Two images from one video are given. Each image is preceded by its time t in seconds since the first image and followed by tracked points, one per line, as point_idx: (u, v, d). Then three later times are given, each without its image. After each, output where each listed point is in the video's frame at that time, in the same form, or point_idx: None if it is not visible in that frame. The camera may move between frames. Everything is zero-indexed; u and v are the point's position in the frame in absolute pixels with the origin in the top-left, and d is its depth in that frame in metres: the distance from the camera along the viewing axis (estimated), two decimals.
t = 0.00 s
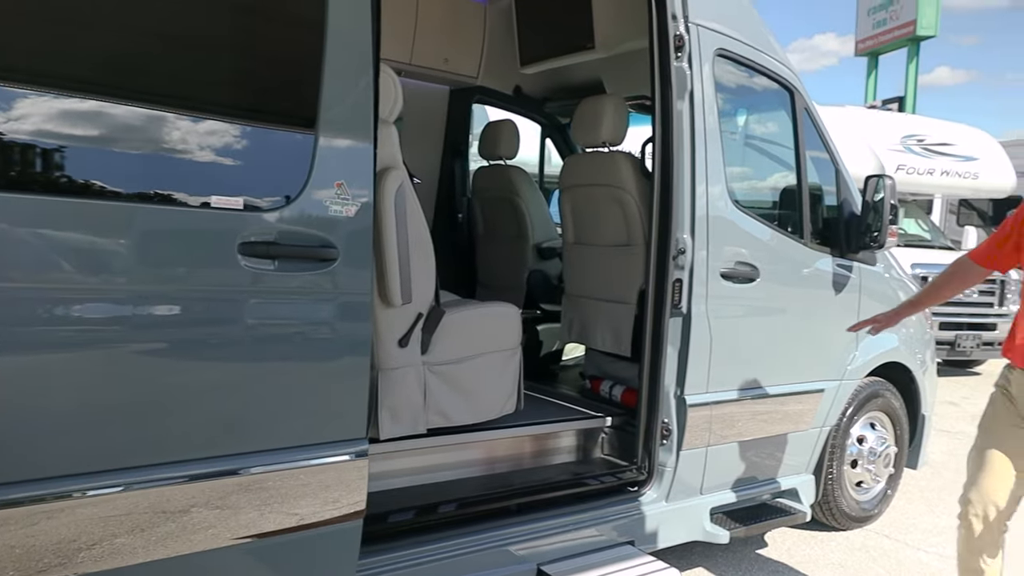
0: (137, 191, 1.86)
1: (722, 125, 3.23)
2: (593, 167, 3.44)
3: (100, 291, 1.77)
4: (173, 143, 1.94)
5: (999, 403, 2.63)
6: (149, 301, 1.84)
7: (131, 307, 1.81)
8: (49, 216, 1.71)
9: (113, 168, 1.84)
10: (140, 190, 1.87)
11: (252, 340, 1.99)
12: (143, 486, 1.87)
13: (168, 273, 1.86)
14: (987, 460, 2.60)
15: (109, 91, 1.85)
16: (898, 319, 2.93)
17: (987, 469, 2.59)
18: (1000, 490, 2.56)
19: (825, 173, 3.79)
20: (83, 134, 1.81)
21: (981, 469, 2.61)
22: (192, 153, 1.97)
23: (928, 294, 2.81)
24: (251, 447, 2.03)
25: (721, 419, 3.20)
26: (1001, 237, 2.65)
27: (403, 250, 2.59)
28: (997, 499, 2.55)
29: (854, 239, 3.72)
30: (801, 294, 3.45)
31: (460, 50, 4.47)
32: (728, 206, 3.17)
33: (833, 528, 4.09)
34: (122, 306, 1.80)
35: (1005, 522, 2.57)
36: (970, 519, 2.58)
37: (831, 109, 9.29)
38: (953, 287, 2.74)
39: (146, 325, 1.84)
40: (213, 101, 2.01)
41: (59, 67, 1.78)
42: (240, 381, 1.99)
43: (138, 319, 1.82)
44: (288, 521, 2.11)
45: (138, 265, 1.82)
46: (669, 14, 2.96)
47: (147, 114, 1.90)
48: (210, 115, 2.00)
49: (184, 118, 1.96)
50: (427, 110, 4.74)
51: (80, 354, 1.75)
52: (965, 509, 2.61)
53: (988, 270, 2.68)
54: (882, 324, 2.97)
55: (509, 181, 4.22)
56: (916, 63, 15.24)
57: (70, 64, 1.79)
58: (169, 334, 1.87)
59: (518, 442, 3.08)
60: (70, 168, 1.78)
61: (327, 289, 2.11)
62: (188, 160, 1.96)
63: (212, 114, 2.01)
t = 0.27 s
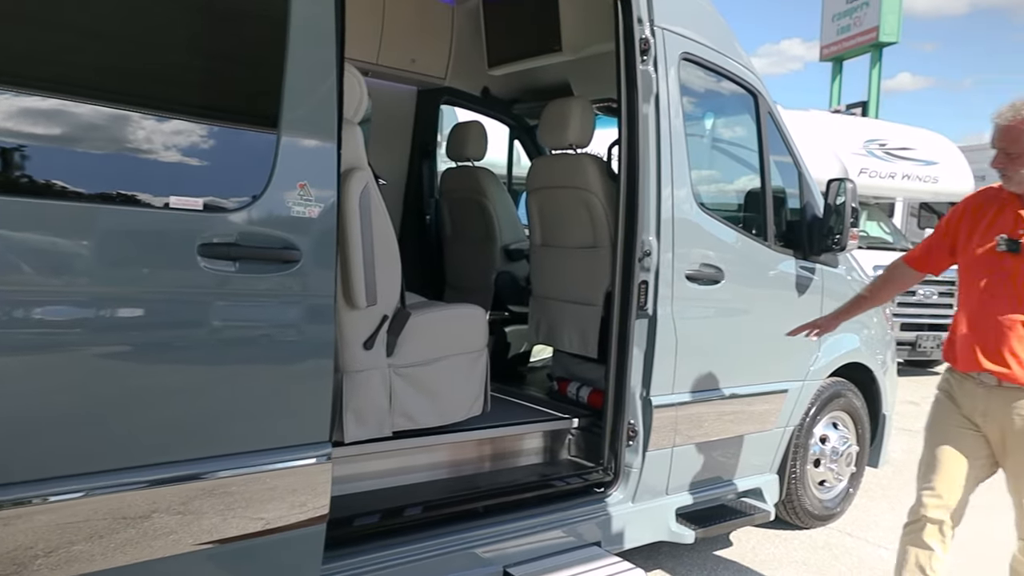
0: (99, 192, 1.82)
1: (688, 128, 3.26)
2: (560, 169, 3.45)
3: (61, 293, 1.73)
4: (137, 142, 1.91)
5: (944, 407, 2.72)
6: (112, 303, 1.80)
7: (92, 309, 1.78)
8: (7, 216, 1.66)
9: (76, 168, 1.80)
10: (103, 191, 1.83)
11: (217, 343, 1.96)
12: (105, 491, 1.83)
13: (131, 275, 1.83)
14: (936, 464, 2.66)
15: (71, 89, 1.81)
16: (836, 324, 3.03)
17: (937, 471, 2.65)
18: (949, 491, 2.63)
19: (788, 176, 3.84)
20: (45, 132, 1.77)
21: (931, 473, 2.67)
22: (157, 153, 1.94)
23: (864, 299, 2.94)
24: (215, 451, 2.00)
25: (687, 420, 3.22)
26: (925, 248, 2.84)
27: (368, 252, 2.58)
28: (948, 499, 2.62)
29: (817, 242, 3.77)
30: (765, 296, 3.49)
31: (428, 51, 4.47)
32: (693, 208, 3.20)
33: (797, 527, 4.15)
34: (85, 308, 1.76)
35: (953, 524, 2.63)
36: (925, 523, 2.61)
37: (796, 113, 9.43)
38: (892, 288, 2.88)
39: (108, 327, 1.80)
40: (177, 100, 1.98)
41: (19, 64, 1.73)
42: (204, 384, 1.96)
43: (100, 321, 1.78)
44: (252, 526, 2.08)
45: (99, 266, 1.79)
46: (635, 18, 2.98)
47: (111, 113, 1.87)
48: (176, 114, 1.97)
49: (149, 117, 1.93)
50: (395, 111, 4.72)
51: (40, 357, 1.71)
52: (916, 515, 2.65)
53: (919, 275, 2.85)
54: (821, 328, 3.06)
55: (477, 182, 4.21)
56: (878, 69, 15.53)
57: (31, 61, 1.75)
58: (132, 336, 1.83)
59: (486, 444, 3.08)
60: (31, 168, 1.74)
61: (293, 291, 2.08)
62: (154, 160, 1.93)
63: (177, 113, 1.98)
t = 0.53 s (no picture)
0: (56, 193, 1.78)
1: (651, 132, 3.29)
2: (524, 172, 3.46)
3: (16, 296, 1.68)
4: (97, 142, 1.87)
5: (875, 411, 2.76)
6: (68, 306, 1.76)
7: (49, 313, 1.73)
8: None
9: (32, 168, 1.75)
10: (60, 192, 1.78)
11: (176, 346, 1.93)
12: (61, 499, 1.78)
13: (88, 277, 1.79)
14: (872, 468, 2.71)
15: (27, 87, 1.76)
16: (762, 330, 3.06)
17: (872, 475, 2.70)
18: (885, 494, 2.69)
19: (750, 180, 3.90)
20: None
21: (868, 477, 2.71)
22: (117, 153, 1.90)
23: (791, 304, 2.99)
24: (175, 457, 1.96)
25: (650, 421, 3.24)
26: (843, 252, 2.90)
27: (330, 254, 2.55)
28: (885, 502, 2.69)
29: (778, 245, 3.85)
30: (727, 298, 3.53)
31: (392, 52, 4.45)
32: (656, 211, 3.22)
33: (759, 526, 4.21)
34: (41, 312, 1.72)
35: (892, 525, 2.70)
36: (866, 528, 2.68)
37: (759, 118, 9.57)
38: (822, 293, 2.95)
39: (64, 331, 1.75)
40: (138, 99, 1.94)
41: None
42: (163, 388, 1.92)
43: (55, 325, 1.74)
44: (212, 533, 2.04)
45: (55, 269, 1.74)
46: (598, 21, 3.00)
47: (69, 112, 1.82)
48: (137, 114, 1.94)
49: (109, 117, 1.89)
50: (360, 112, 4.69)
51: None
52: (857, 520, 2.70)
53: (841, 279, 2.93)
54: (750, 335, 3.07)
55: (441, 183, 4.20)
56: (839, 74, 15.83)
57: None
58: (89, 340, 1.79)
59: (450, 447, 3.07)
60: None
61: (254, 293, 2.05)
62: (113, 161, 1.89)
63: (138, 113, 1.94)
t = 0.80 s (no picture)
0: (15, 192, 1.73)
1: (619, 134, 3.31)
2: (490, 172, 3.46)
3: None
4: (57, 140, 1.83)
5: (815, 411, 2.83)
6: (27, 308, 1.71)
7: (7, 314, 1.68)
8: None
9: None
10: (20, 191, 1.74)
11: (138, 348, 1.89)
12: (18, 505, 1.73)
13: (46, 278, 1.74)
14: (818, 466, 2.81)
15: None
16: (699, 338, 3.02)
17: (818, 472, 2.81)
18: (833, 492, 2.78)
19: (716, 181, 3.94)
20: None
21: (815, 477, 2.82)
22: (78, 152, 1.86)
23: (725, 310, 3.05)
24: (137, 461, 1.92)
25: (618, 421, 3.26)
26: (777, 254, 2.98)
27: (294, 254, 2.53)
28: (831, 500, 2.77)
29: (742, 246, 3.90)
30: (693, 299, 3.56)
31: (359, 51, 4.40)
32: (623, 212, 3.23)
33: (724, 524, 4.25)
34: None
35: (843, 521, 2.78)
36: (816, 526, 2.77)
37: (726, 120, 9.67)
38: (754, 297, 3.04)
39: (22, 333, 1.71)
40: (101, 97, 1.91)
41: None
42: (124, 391, 1.88)
43: (13, 327, 1.69)
44: (173, 538, 2.01)
45: (14, 270, 1.69)
46: (565, 23, 3.01)
47: (30, 110, 1.78)
48: (99, 112, 1.90)
49: (71, 115, 1.85)
50: (327, 112, 4.65)
51: None
52: (808, 518, 2.80)
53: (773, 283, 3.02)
54: (687, 344, 2.98)
55: (408, 184, 4.17)
56: (803, 78, 16.07)
57: None
58: (48, 342, 1.75)
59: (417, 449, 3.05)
60: None
61: (218, 294, 2.02)
62: (74, 160, 1.85)
63: (100, 111, 1.90)
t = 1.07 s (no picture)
0: None
1: (590, 131, 3.32)
2: (461, 169, 3.45)
3: None
4: (20, 134, 1.78)
5: (773, 409, 2.86)
6: None
7: None
8: None
9: None
10: None
11: (103, 346, 1.85)
12: None
13: (8, 275, 1.70)
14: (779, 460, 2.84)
15: None
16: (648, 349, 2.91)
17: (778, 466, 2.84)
18: (794, 487, 2.82)
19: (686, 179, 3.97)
20: None
21: (776, 474, 2.85)
22: (42, 147, 1.82)
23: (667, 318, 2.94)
24: (101, 461, 1.88)
25: (589, 417, 3.27)
26: (721, 258, 2.98)
27: (261, 252, 2.50)
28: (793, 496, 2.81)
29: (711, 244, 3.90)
30: (663, 296, 3.58)
31: (328, 46, 4.38)
32: (594, 210, 3.24)
33: (694, 519, 4.29)
34: None
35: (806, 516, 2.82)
36: (779, 522, 2.79)
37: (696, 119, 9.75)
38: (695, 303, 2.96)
39: None
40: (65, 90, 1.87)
41: None
42: (88, 390, 1.84)
43: None
44: (139, 539, 1.97)
45: None
46: (536, 20, 3.01)
47: None
48: (64, 106, 1.87)
49: (34, 108, 1.82)
50: (295, 107, 4.60)
51: None
52: (770, 513, 2.82)
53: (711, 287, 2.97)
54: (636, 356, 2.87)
55: (379, 180, 4.15)
56: (773, 78, 16.24)
57: None
58: (9, 340, 1.71)
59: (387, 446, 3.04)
60: None
61: (185, 291, 1.99)
62: (38, 155, 1.80)
63: (62, 104, 1.87)
